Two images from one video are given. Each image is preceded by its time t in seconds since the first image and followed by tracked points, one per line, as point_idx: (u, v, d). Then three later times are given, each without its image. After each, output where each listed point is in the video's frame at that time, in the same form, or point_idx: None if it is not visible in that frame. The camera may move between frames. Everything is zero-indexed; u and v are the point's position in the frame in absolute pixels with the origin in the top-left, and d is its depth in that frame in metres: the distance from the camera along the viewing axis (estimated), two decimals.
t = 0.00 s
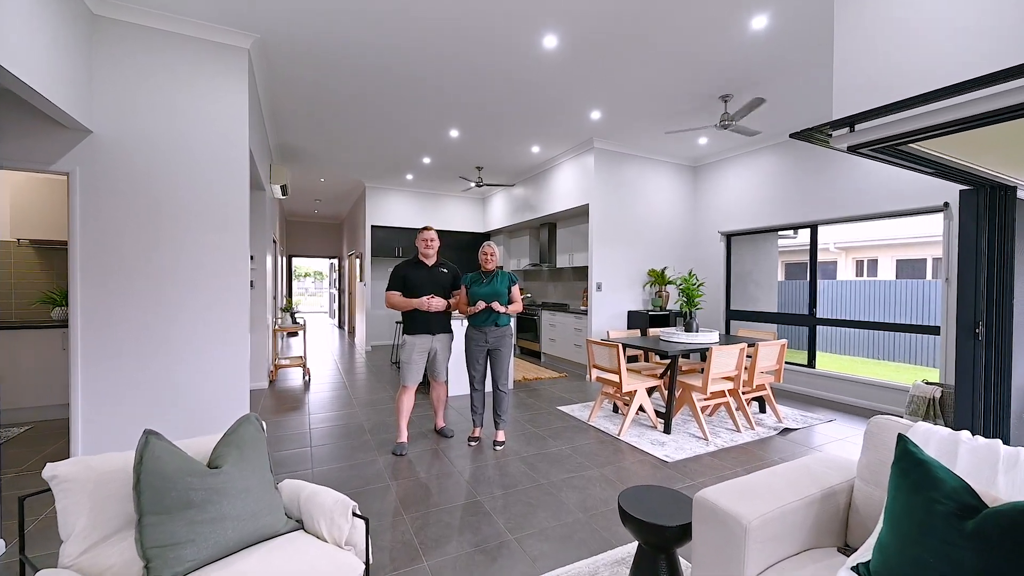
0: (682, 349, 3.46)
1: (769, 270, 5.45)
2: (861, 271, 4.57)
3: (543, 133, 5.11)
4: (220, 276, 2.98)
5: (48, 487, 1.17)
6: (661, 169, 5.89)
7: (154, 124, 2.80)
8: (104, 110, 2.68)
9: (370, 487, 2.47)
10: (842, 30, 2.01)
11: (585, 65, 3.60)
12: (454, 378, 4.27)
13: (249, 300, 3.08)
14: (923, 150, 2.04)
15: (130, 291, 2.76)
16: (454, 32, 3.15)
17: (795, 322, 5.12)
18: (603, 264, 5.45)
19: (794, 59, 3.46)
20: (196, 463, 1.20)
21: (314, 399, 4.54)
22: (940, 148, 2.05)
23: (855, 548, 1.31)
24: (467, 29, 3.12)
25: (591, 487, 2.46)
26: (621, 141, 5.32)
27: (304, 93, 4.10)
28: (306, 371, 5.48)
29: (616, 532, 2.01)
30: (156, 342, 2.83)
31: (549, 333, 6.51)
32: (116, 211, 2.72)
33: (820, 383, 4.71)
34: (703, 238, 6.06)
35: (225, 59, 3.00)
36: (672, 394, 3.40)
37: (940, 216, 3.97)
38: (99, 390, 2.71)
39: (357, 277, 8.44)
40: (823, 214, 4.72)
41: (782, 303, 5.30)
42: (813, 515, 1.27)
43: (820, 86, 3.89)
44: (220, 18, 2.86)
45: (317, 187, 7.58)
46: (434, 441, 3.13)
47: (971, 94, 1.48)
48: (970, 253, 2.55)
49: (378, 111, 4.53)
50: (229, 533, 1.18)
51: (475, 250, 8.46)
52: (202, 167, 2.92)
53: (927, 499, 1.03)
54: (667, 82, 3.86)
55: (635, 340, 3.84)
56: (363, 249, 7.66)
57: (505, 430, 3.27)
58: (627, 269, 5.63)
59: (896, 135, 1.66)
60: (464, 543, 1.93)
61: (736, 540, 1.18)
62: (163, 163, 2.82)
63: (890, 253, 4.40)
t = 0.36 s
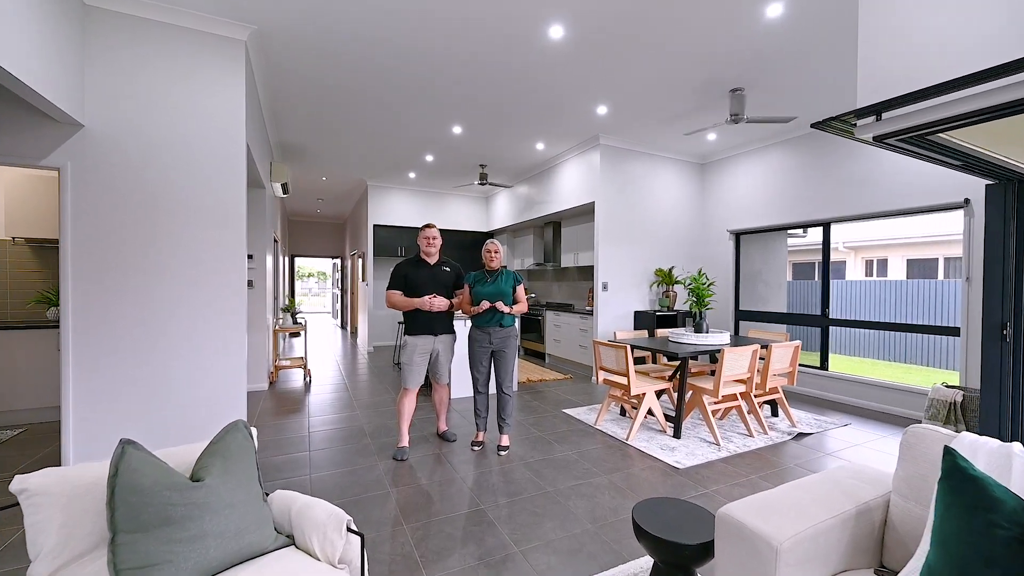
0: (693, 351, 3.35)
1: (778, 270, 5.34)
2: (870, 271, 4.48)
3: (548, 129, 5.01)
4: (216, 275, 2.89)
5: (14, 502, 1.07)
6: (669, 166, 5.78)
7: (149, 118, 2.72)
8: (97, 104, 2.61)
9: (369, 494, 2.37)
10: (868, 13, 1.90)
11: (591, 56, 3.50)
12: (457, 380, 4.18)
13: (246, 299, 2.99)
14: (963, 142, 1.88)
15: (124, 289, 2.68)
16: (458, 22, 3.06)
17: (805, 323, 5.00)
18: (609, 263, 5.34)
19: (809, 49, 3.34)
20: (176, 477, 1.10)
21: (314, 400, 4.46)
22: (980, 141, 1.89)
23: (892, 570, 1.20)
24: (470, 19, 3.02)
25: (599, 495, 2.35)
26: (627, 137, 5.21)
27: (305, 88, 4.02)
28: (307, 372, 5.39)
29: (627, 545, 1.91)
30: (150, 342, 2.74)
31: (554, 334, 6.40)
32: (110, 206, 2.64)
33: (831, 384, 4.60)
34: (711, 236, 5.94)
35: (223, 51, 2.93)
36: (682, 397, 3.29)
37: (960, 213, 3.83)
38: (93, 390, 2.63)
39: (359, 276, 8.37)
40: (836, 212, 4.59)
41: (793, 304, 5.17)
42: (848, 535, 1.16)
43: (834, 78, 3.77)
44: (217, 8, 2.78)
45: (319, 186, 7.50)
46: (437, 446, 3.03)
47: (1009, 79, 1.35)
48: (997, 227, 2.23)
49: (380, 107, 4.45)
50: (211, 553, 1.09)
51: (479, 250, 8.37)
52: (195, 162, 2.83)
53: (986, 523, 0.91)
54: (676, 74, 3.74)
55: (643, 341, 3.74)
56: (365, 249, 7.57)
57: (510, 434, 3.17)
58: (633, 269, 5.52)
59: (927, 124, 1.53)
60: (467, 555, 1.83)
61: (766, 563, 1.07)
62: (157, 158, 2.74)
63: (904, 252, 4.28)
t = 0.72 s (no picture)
0: (704, 352, 3.25)
1: (788, 269, 5.24)
2: (880, 271, 4.40)
3: (553, 126, 4.91)
4: (215, 273, 2.81)
5: None
6: (677, 163, 5.67)
7: (146, 112, 2.65)
8: (91, 98, 2.53)
9: (370, 502, 2.28)
10: None
11: (599, 47, 3.40)
12: (460, 383, 4.08)
13: (244, 299, 2.91)
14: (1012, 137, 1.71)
15: (122, 288, 2.60)
16: (464, 12, 2.97)
17: (817, 324, 4.88)
18: (616, 263, 5.24)
19: (826, 39, 3.24)
20: (155, 494, 1.00)
21: (315, 402, 4.38)
22: None
23: None
24: (475, 9, 2.94)
25: (609, 504, 2.25)
26: (634, 133, 5.11)
27: (307, 83, 3.95)
28: (308, 373, 5.31)
29: (640, 559, 1.81)
30: (149, 342, 2.67)
31: (559, 335, 6.30)
32: (107, 202, 2.56)
33: (844, 387, 4.47)
34: (720, 235, 5.83)
35: (221, 43, 2.85)
36: (693, 400, 3.18)
37: (982, 210, 3.72)
38: (89, 391, 2.55)
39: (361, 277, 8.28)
40: (851, 209, 4.47)
41: (804, 304, 5.06)
42: (891, 560, 1.06)
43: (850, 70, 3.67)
44: None
45: (321, 184, 7.43)
46: (440, 451, 2.93)
47: None
48: None
49: (383, 102, 4.37)
50: None
51: (482, 250, 8.28)
52: (191, 157, 2.75)
53: None
54: (686, 66, 3.64)
55: (652, 343, 3.64)
56: (367, 248, 7.50)
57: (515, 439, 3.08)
58: (640, 268, 5.41)
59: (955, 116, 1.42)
60: (472, 569, 1.73)
61: None
62: (152, 153, 2.66)
63: (919, 251, 4.18)
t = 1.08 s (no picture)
0: (715, 355, 3.14)
1: (796, 269, 5.16)
2: (889, 271, 4.32)
3: (558, 122, 4.82)
4: (212, 271, 2.74)
5: None
6: (684, 160, 5.57)
7: (142, 106, 2.58)
8: (83, 91, 2.46)
9: (369, 511, 2.19)
10: None
11: (606, 40, 3.30)
12: (463, 385, 4.00)
13: (242, 299, 2.83)
14: None
15: (117, 286, 2.53)
16: (468, 4, 2.89)
17: (829, 325, 4.77)
18: (622, 263, 5.14)
19: (841, 30, 3.14)
20: (128, 516, 0.91)
21: (316, 404, 4.30)
22: None
23: None
24: None
25: (619, 513, 2.16)
26: (641, 130, 5.01)
27: (308, 79, 3.87)
28: (309, 374, 5.23)
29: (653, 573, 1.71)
30: (148, 340, 2.61)
31: (563, 336, 6.20)
32: (102, 199, 2.50)
33: (857, 390, 4.36)
34: (728, 234, 5.72)
35: (218, 35, 2.78)
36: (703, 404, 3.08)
37: (1004, 208, 3.61)
38: (84, 391, 2.49)
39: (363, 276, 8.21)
40: (864, 206, 4.36)
41: (814, 304, 4.95)
42: None
43: (864, 63, 3.57)
44: None
45: (323, 183, 7.36)
46: (442, 456, 2.84)
47: None
48: None
49: (385, 99, 4.30)
50: None
51: (485, 249, 8.20)
52: (187, 153, 2.68)
53: None
54: (696, 59, 3.55)
55: (660, 344, 3.53)
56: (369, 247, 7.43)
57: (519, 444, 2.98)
58: (646, 268, 5.30)
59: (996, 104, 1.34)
60: None
61: None
62: (146, 149, 2.58)
63: (934, 250, 4.08)
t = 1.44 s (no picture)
0: (726, 357, 3.04)
1: (805, 269, 5.07)
2: (897, 270, 4.25)
3: (562, 119, 4.72)
4: (209, 270, 2.67)
5: None
6: (691, 158, 5.46)
7: (136, 101, 2.51)
8: (74, 86, 2.38)
9: (368, 520, 2.10)
10: None
11: (613, 32, 3.20)
12: (466, 388, 3.92)
13: (239, 299, 2.76)
14: None
15: (112, 285, 2.47)
16: None
17: (839, 326, 4.66)
18: (628, 262, 5.04)
19: (856, 21, 3.03)
20: (95, 534, 0.83)
21: (316, 406, 4.23)
22: None
23: None
24: None
25: (628, 524, 2.07)
26: (647, 127, 4.90)
27: (307, 75, 3.79)
28: (310, 375, 5.16)
29: None
30: (143, 341, 2.54)
31: (567, 337, 6.11)
32: (94, 196, 2.42)
33: (869, 393, 4.25)
34: (735, 233, 5.62)
35: (212, 28, 2.69)
36: (714, 408, 2.98)
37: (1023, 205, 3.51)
38: (77, 393, 2.42)
39: (365, 276, 8.15)
40: (877, 204, 4.25)
41: (824, 305, 4.85)
42: None
43: (879, 56, 3.46)
44: None
45: (324, 182, 7.29)
46: (444, 462, 2.75)
47: None
48: None
49: (385, 96, 4.22)
50: None
51: (488, 249, 8.12)
52: (182, 150, 2.60)
53: None
54: (705, 52, 3.44)
55: (667, 346, 3.44)
56: (371, 247, 7.36)
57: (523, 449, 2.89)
58: (652, 268, 5.20)
59: None
60: None
61: None
62: (140, 146, 2.51)
63: (951, 250, 3.97)
